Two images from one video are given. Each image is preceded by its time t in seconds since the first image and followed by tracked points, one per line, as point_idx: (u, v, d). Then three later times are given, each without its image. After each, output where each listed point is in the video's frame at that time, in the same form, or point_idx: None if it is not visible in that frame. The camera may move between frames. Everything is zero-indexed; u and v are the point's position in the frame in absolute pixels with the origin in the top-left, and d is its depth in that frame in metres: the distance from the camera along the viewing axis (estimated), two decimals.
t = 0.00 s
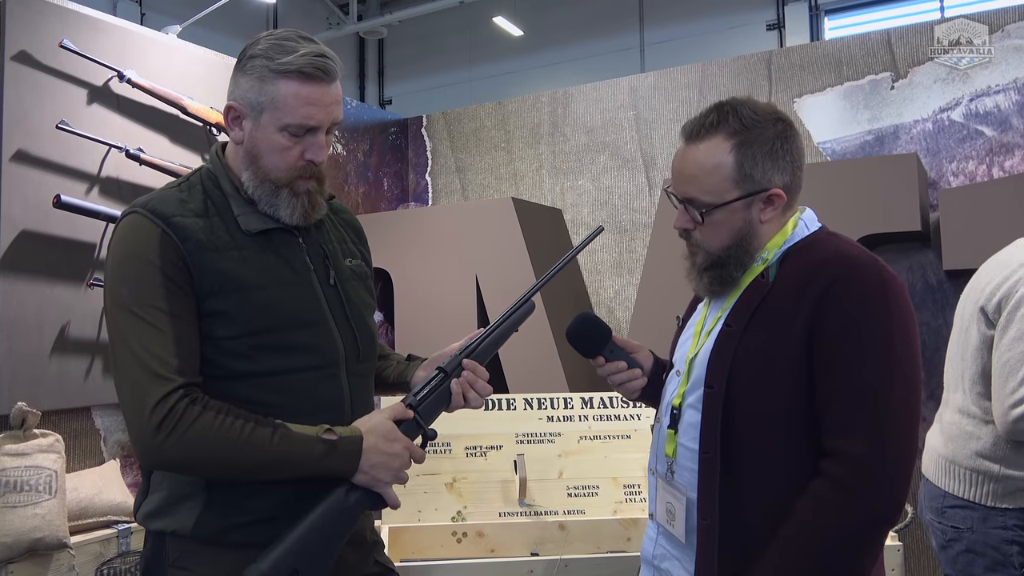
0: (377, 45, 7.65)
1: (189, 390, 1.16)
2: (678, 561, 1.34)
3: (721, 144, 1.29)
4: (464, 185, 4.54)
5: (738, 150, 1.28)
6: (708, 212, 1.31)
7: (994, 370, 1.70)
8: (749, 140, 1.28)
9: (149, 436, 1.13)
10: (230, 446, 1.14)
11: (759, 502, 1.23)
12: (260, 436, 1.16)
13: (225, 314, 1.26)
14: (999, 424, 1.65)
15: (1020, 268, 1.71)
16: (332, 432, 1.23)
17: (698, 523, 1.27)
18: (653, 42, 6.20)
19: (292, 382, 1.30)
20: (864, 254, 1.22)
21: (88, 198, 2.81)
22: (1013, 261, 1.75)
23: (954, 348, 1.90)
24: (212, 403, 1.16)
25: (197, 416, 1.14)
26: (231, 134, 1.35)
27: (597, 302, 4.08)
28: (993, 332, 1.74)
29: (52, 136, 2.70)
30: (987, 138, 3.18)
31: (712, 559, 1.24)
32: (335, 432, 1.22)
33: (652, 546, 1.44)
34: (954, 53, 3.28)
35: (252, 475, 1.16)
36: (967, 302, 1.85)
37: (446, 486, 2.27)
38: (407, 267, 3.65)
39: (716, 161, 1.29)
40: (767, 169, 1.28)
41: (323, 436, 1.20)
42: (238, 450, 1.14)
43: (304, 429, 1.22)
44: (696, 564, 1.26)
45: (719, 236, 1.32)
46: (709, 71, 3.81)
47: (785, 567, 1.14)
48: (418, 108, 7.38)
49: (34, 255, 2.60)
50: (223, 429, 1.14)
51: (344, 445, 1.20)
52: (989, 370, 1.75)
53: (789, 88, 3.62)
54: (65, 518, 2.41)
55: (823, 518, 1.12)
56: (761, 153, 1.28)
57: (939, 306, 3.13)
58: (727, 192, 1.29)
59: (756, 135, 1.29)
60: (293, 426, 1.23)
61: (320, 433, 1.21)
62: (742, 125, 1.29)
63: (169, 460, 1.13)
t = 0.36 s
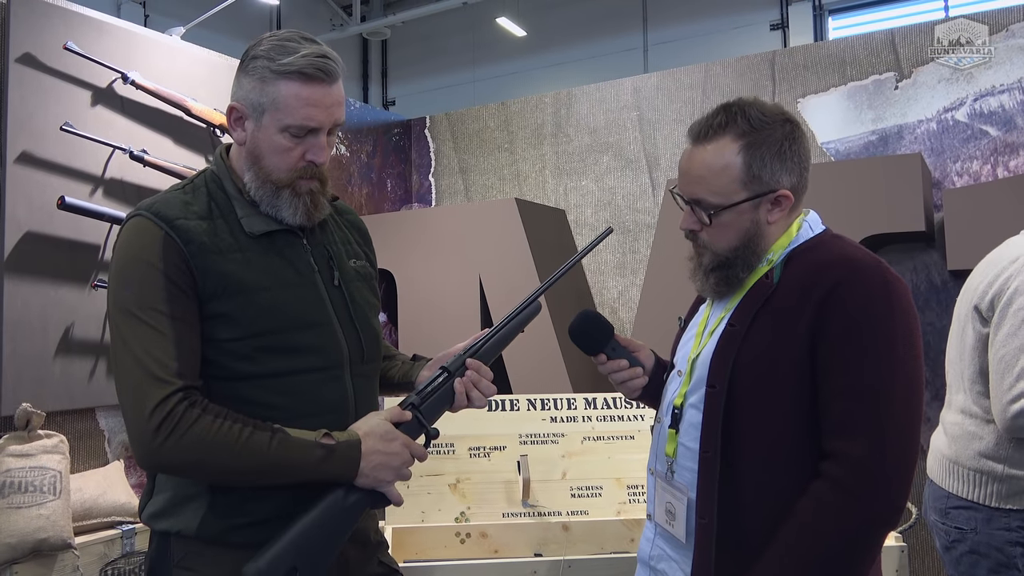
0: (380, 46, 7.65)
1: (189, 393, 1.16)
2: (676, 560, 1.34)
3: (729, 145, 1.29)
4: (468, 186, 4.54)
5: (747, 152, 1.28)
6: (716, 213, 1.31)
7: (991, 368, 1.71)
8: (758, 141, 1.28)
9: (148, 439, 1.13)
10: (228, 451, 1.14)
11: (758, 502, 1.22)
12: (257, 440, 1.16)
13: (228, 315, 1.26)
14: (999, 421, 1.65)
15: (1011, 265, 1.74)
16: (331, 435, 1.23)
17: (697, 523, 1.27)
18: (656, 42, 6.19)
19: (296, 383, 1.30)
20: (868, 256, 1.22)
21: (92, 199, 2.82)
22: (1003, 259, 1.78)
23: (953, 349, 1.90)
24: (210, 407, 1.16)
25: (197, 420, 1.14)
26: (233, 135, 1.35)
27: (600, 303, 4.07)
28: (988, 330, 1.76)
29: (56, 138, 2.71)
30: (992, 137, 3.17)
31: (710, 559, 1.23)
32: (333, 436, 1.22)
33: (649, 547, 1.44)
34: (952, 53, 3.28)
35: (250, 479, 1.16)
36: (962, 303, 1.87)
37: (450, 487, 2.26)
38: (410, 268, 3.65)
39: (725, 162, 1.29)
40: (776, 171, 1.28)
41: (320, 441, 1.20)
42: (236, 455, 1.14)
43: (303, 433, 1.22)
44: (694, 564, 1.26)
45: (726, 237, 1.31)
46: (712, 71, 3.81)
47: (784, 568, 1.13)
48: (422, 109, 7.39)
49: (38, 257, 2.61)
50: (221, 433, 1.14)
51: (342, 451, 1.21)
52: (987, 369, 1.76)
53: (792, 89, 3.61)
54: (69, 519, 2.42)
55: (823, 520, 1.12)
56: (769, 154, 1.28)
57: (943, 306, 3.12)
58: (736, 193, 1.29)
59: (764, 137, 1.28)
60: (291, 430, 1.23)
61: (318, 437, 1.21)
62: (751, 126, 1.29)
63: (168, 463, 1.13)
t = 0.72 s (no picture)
0: (382, 48, 7.66)
1: (174, 412, 1.16)
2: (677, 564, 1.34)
3: (726, 147, 1.29)
4: (468, 187, 4.54)
5: (745, 154, 1.28)
6: (717, 217, 1.30)
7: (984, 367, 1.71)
8: (755, 144, 1.28)
9: (134, 449, 1.14)
10: (201, 482, 1.13)
11: (760, 505, 1.22)
12: (234, 477, 1.13)
13: (228, 319, 1.26)
14: (996, 420, 1.64)
15: (999, 265, 1.72)
16: (313, 496, 1.13)
17: (698, 526, 1.26)
18: (657, 43, 6.19)
19: (295, 386, 1.30)
20: (867, 258, 1.21)
21: (93, 201, 2.82)
22: (993, 257, 1.76)
23: (948, 349, 1.89)
24: (191, 434, 1.14)
25: (174, 446, 1.13)
26: (231, 137, 1.35)
27: (601, 304, 4.07)
28: (980, 330, 1.75)
29: (57, 140, 2.72)
30: (993, 138, 3.16)
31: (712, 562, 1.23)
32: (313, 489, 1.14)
33: (650, 550, 1.43)
34: (952, 53, 3.28)
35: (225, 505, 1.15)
36: (955, 302, 1.86)
37: (450, 489, 2.26)
38: (410, 270, 3.65)
39: (723, 166, 1.29)
40: (775, 173, 1.28)
41: (299, 501, 1.13)
42: (210, 486, 1.13)
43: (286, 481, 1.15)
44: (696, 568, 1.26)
45: (727, 239, 1.31)
46: (713, 72, 3.80)
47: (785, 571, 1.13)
48: (423, 111, 7.39)
49: (39, 259, 2.61)
50: (196, 464, 1.12)
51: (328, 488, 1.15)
52: (981, 368, 1.75)
53: (793, 89, 3.61)
54: (70, 521, 2.42)
55: (826, 522, 1.12)
56: (767, 157, 1.28)
57: (944, 307, 3.11)
58: (736, 195, 1.29)
59: (762, 139, 1.28)
60: (277, 466, 1.17)
61: (298, 495, 1.13)
62: (749, 128, 1.28)
63: (149, 476, 1.14)
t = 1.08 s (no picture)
0: (383, 50, 7.66)
1: (133, 415, 1.15)
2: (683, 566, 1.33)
3: (725, 147, 1.29)
4: (470, 188, 4.54)
5: (744, 154, 1.28)
6: (718, 216, 1.30)
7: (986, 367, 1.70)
8: (754, 143, 1.28)
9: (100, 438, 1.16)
10: (141, 491, 1.12)
11: (764, 505, 1.21)
12: (166, 496, 1.11)
13: (228, 320, 1.26)
14: (1001, 421, 1.64)
15: (996, 264, 1.73)
16: (234, 529, 1.11)
17: (703, 527, 1.26)
18: (658, 44, 6.19)
19: (296, 388, 1.29)
20: (869, 256, 1.21)
21: (94, 203, 2.82)
22: (990, 256, 1.76)
23: (950, 349, 1.89)
24: (139, 443, 1.13)
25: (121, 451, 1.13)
26: (234, 139, 1.35)
27: (603, 305, 4.07)
28: (980, 330, 1.75)
29: (58, 142, 2.71)
30: (995, 138, 3.16)
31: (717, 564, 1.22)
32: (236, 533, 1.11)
33: (656, 552, 1.43)
34: (953, 53, 3.27)
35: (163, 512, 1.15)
36: (955, 302, 1.86)
37: (452, 489, 2.26)
38: (412, 271, 3.64)
39: (723, 165, 1.28)
40: (775, 172, 1.28)
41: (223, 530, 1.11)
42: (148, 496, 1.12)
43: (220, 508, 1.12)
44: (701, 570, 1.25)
45: (727, 239, 1.30)
46: (714, 72, 3.80)
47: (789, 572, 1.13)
48: (424, 112, 7.39)
49: (41, 260, 2.60)
50: (137, 474, 1.12)
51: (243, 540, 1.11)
52: (983, 369, 1.75)
53: (795, 89, 3.60)
54: (72, 523, 2.42)
55: (830, 522, 1.11)
56: (767, 156, 1.28)
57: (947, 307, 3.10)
58: (736, 195, 1.29)
59: (761, 138, 1.28)
60: (216, 486, 1.14)
61: (222, 523, 1.12)
62: (747, 127, 1.28)
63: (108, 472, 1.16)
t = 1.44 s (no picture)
0: (382, 51, 7.66)
1: (181, 414, 1.16)
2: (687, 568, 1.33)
3: (723, 149, 1.29)
4: (470, 189, 4.54)
5: (742, 155, 1.27)
6: (717, 218, 1.30)
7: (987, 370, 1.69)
8: (752, 144, 1.27)
9: (142, 456, 1.13)
10: (218, 479, 1.13)
11: (770, 507, 1.21)
12: (249, 467, 1.15)
13: (230, 323, 1.26)
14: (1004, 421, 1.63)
15: (991, 266, 1.73)
16: (325, 463, 1.20)
17: (708, 530, 1.25)
18: (658, 44, 6.20)
19: (296, 389, 1.29)
20: (871, 255, 1.21)
21: (94, 204, 2.82)
22: (984, 258, 1.77)
23: (949, 351, 1.89)
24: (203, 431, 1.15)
25: (184, 445, 1.13)
26: (230, 141, 1.35)
27: (604, 306, 4.07)
28: (978, 333, 1.75)
29: (58, 143, 2.71)
30: (996, 137, 3.16)
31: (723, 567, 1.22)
32: (327, 464, 1.19)
33: (661, 555, 1.42)
34: (952, 52, 3.27)
35: (239, 501, 1.15)
36: (953, 305, 1.86)
37: (453, 490, 2.26)
38: (413, 272, 3.64)
39: (722, 166, 1.28)
40: (774, 172, 1.28)
41: (313, 469, 1.17)
42: (226, 482, 1.13)
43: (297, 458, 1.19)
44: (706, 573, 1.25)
45: (727, 241, 1.30)
46: (714, 73, 3.80)
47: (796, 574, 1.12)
48: (424, 113, 7.40)
49: (40, 261, 2.60)
50: (210, 461, 1.13)
51: (336, 479, 1.18)
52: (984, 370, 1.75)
53: (795, 89, 3.60)
54: (72, 524, 2.42)
55: (836, 523, 1.11)
56: (765, 156, 1.28)
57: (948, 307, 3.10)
58: (735, 197, 1.28)
59: (759, 138, 1.28)
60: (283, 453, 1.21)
61: (310, 464, 1.18)
62: (745, 128, 1.28)
63: (160, 480, 1.14)
